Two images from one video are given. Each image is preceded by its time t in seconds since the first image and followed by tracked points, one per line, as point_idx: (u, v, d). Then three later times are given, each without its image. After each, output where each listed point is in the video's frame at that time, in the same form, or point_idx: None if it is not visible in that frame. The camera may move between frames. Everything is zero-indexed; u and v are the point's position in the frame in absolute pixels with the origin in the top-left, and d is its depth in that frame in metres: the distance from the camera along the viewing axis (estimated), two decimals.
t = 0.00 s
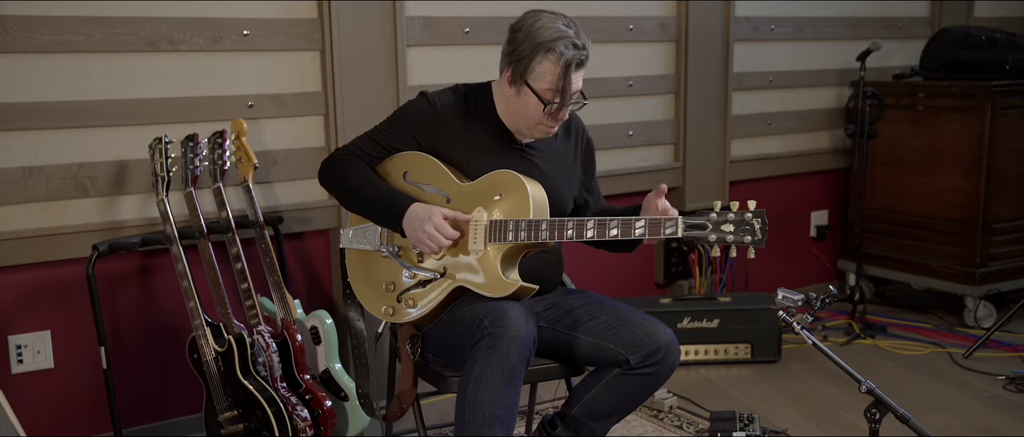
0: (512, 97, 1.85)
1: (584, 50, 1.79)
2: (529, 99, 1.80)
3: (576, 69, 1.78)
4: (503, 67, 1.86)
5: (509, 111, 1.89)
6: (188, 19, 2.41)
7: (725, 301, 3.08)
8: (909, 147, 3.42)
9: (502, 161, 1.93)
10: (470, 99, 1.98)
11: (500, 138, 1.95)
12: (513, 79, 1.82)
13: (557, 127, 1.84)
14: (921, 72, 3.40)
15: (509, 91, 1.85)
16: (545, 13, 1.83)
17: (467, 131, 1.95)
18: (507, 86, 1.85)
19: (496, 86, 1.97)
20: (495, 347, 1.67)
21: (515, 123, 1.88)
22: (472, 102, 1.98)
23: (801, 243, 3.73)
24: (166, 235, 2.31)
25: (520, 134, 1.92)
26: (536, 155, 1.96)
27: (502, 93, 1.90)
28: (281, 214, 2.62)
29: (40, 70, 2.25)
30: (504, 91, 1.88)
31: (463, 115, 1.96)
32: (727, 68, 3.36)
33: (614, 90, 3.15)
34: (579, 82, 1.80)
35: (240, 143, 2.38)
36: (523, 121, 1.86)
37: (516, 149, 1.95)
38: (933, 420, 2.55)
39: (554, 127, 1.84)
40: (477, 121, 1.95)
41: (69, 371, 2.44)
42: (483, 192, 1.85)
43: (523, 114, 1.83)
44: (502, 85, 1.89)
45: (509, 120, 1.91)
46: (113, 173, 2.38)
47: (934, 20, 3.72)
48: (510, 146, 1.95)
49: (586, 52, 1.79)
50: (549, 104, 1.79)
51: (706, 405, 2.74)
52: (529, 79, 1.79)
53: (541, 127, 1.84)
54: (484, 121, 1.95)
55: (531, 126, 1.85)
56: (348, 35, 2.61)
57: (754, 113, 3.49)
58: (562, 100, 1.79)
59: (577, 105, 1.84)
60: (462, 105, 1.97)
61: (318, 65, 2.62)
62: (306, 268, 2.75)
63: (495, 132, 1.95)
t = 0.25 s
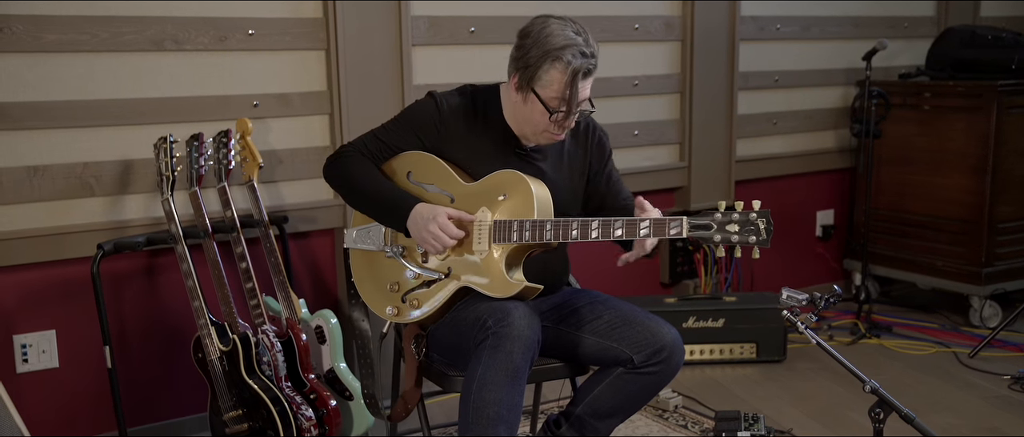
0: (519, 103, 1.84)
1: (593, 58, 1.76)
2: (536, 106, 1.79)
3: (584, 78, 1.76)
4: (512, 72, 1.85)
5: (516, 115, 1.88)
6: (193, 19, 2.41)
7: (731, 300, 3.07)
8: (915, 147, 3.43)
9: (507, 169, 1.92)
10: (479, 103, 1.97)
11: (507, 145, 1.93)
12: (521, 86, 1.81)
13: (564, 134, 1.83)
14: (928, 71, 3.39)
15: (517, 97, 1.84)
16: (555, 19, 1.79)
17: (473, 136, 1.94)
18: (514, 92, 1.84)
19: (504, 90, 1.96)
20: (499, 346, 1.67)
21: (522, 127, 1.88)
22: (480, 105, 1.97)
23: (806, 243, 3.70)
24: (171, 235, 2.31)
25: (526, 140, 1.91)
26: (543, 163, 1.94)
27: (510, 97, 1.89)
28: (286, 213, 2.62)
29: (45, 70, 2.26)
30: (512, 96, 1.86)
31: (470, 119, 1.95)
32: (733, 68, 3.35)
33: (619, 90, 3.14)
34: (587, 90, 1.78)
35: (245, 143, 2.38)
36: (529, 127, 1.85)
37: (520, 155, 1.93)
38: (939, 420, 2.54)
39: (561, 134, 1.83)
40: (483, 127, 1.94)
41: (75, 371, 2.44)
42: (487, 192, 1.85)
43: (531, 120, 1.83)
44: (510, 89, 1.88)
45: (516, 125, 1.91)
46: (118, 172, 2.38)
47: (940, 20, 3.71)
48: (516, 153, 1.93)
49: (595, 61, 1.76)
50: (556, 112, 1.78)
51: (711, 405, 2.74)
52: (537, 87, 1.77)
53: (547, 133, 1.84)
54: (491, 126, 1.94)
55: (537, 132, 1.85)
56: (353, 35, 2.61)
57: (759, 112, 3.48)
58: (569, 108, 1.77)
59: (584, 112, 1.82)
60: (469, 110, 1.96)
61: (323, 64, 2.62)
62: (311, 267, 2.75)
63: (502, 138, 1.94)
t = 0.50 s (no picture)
0: (515, 93, 1.83)
1: (583, 39, 1.76)
2: (530, 93, 1.78)
3: (574, 58, 1.75)
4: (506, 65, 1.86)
5: (516, 112, 1.87)
6: (193, 18, 2.40)
7: (731, 299, 3.07)
8: (914, 147, 3.40)
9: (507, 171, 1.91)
10: (482, 104, 1.97)
11: (507, 146, 1.92)
12: (514, 75, 1.81)
13: (563, 122, 1.80)
14: (928, 69, 3.39)
15: (513, 89, 1.84)
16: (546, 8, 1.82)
17: (474, 137, 1.94)
18: (510, 83, 1.84)
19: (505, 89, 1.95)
20: (498, 345, 1.67)
21: (523, 124, 1.86)
22: (482, 106, 1.96)
23: (808, 243, 3.74)
24: (171, 234, 2.31)
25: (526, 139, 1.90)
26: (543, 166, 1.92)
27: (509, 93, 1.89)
28: (286, 212, 2.62)
29: (45, 69, 2.26)
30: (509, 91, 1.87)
31: (471, 119, 1.95)
32: (734, 66, 3.35)
33: (619, 88, 3.14)
34: (581, 72, 1.77)
35: (244, 142, 2.38)
36: (528, 118, 1.83)
37: (520, 156, 1.91)
38: (939, 419, 2.54)
39: (558, 121, 1.80)
40: (484, 130, 1.94)
41: (74, 370, 2.44)
42: (486, 190, 1.85)
43: (527, 110, 1.81)
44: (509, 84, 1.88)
45: (517, 122, 1.89)
46: (117, 171, 2.38)
47: (941, 18, 3.70)
48: (516, 154, 1.92)
49: (585, 42, 1.76)
50: (549, 95, 1.76)
51: (711, 404, 2.74)
52: (527, 72, 1.78)
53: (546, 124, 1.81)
54: (493, 127, 1.94)
55: (536, 123, 1.82)
56: (353, 33, 2.61)
57: (760, 111, 3.48)
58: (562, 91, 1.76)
59: (581, 98, 1.80)
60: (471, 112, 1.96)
61: (323, 63, 2.62)
62: (311, 266, 2.75)
63: (502, 139, 1.93)
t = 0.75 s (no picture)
0: (511, 90, 1.83)
1: (579, 38, 1.76)
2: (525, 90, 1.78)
3: (570, 56, 1.74)
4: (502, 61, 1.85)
5: (512, 109, 1.87)
6: (191, 15, 2.40)
7: (729, 298, 3.07)
8: (914, 144, 3.41)
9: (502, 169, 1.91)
10: (478, 102, 1.97)
11: (503, 144, 1.92)
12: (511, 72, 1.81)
13: (558, 120, 1.80)
14: (927, 68, 3.40)
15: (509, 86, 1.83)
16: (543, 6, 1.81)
17: (471, 135, 1.94)
18: (506, 80, 1.84)
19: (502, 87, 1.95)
20: (496, 341, 1.67)
21: (518, 121, 1.86)
22: (479, 104, 1.96)
23: (805, 241, 3.72)
24: (168, 231, 2.31)
25: (521, 135, 1.89)
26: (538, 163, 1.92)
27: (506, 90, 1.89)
28: (284, 210, 2.62)
29: (42, 67, 2.25)
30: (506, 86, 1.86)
31: (468, 117, 1.95)
32: (732, 64, 3.35)
33: (618, 87, 3.14)
34: (576, 70, 1.76)
35: (242, 139, 2.37)
36: (524, 116, 1.83)
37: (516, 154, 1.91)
38: (937, 417, 2.54)
39: (554, 119, 1.79)
40: (481, 128, 1.94)
41: (72, 368, 2.44)
42: (484, 188, 1.85)
43: (522, 107, 1.81)
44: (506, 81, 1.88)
45: (513, 119, 1.88)
46: (115, 169, 2.38)
47: (940, 17, 3.70)
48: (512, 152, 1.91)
49: (582, 40, 1.75)
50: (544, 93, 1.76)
51: (709, 402, 2.74)
52: (524, 70, 1.77)
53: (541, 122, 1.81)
54: (489, 125, 1.93)
55: (531, 120, 1.82)
56: (351, 31, 2.61)
57: (758, 109, 3.48)
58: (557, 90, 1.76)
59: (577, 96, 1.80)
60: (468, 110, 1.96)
61: (321, 61, 2.62)
62: (309, 264, 2.75)
63: (498, 137, 1.92)
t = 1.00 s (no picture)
0: (512, 93, 1.82)
1: (586, 49, 1.75)
2: (528, 96, 1.78)
3: (576, 68, 1.74)
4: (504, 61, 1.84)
5: (511, 109, 1.87)
6: (187, 11, 2.40)
7: (727, 293, 3.07)
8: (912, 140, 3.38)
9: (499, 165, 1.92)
10: (475, 98, 1.97)
11: (499, 139, 1.92)
12: (513, 75, 1.80)
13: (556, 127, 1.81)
14: (925, 64, 3.37)
15: (510, 88, 1.83)
16: (551, 10, 1.79)
17: (467, 130, 1.94)
18: (508, 81, 1.83)
19: (501, 84, 1.95)
20: (494, 337, 1.67)
21: (516, 121, 1.86)
22: (475, 100, 1.97)
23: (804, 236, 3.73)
24: (165, 228, 2.31)
25: (518, 132, 1.89)
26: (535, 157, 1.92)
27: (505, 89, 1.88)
28: (281, 206, 2.61)
29: (38, 62, 2.25)
30: (505, 87, 1.86)
31: (464, 113, 1.96)
32: (730, 60, 3.34)
33: (616, 82, 3.13)
34: (580, 81, 1.76)
35: (239, 135, 2.37)
36: (523, 118, 1.83)
37: (513, 150, 1.92)
38: (934, 412, 2.54)
39: (553, 127, 1.80)
40: (477, 123, 1.94)
41: (69, 364, 2.44)
42: (482, 183, 1.85)
43: (522, 111, 1.81)
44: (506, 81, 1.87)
45: (510, 117, 1.89)
46: (112, 165, 2.38)
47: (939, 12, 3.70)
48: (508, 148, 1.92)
49: (589, 52, 1.75)
50: (547, 102, 1.76)
51: (707, 398, 2.74)
52: (528, 76, 1.76)
53: (540, 127, 1.81)
54: (486, 120, 1.93)
55: (530, 124, 1.82)
56: (348, 27, 2.60)
57: (757, 105, 3.48)
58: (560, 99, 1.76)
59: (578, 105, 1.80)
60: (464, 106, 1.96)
61: (318, 57, 2.62)
62: (307, 260, 2.75)
63: (494, 132, 1.93)
